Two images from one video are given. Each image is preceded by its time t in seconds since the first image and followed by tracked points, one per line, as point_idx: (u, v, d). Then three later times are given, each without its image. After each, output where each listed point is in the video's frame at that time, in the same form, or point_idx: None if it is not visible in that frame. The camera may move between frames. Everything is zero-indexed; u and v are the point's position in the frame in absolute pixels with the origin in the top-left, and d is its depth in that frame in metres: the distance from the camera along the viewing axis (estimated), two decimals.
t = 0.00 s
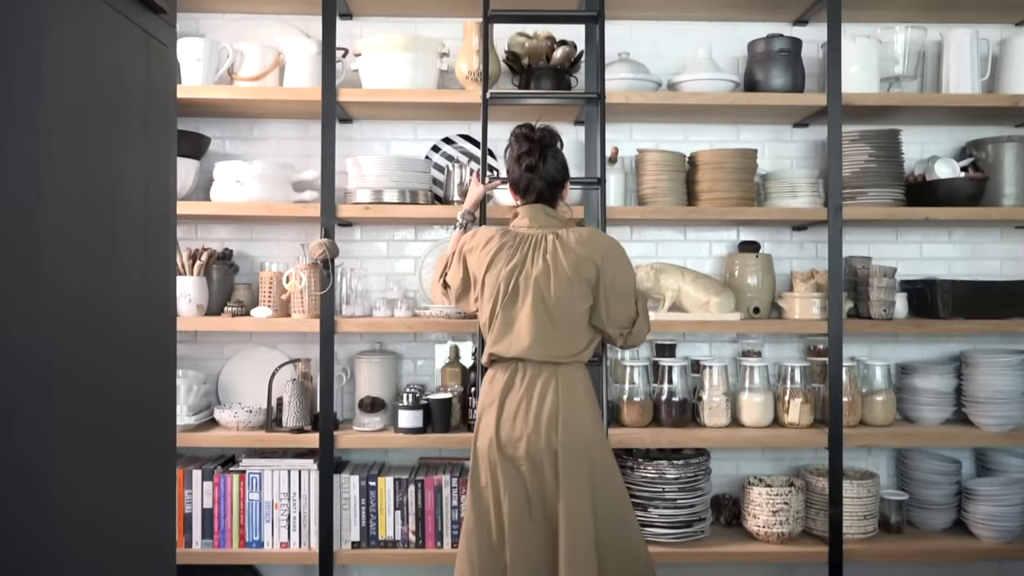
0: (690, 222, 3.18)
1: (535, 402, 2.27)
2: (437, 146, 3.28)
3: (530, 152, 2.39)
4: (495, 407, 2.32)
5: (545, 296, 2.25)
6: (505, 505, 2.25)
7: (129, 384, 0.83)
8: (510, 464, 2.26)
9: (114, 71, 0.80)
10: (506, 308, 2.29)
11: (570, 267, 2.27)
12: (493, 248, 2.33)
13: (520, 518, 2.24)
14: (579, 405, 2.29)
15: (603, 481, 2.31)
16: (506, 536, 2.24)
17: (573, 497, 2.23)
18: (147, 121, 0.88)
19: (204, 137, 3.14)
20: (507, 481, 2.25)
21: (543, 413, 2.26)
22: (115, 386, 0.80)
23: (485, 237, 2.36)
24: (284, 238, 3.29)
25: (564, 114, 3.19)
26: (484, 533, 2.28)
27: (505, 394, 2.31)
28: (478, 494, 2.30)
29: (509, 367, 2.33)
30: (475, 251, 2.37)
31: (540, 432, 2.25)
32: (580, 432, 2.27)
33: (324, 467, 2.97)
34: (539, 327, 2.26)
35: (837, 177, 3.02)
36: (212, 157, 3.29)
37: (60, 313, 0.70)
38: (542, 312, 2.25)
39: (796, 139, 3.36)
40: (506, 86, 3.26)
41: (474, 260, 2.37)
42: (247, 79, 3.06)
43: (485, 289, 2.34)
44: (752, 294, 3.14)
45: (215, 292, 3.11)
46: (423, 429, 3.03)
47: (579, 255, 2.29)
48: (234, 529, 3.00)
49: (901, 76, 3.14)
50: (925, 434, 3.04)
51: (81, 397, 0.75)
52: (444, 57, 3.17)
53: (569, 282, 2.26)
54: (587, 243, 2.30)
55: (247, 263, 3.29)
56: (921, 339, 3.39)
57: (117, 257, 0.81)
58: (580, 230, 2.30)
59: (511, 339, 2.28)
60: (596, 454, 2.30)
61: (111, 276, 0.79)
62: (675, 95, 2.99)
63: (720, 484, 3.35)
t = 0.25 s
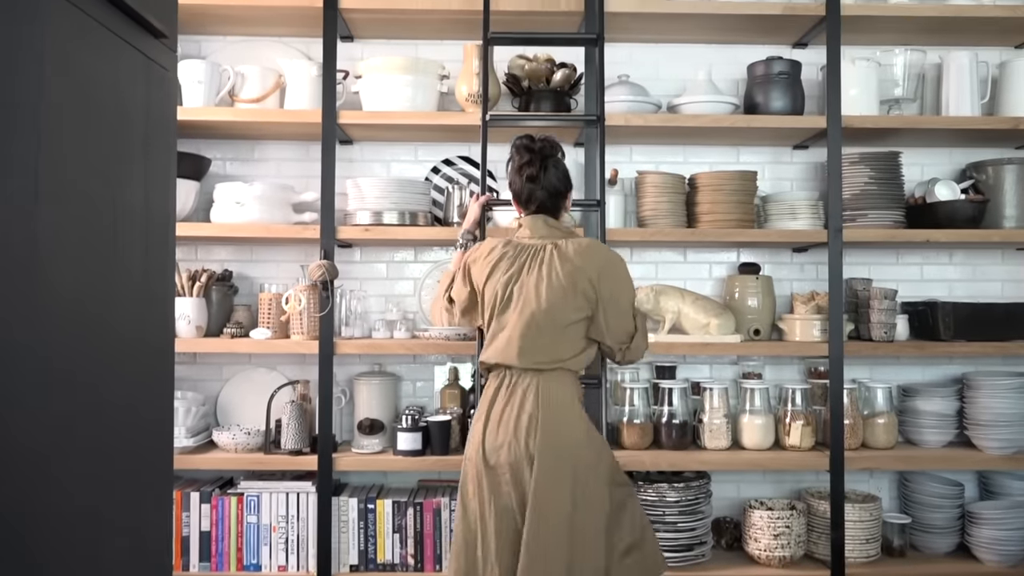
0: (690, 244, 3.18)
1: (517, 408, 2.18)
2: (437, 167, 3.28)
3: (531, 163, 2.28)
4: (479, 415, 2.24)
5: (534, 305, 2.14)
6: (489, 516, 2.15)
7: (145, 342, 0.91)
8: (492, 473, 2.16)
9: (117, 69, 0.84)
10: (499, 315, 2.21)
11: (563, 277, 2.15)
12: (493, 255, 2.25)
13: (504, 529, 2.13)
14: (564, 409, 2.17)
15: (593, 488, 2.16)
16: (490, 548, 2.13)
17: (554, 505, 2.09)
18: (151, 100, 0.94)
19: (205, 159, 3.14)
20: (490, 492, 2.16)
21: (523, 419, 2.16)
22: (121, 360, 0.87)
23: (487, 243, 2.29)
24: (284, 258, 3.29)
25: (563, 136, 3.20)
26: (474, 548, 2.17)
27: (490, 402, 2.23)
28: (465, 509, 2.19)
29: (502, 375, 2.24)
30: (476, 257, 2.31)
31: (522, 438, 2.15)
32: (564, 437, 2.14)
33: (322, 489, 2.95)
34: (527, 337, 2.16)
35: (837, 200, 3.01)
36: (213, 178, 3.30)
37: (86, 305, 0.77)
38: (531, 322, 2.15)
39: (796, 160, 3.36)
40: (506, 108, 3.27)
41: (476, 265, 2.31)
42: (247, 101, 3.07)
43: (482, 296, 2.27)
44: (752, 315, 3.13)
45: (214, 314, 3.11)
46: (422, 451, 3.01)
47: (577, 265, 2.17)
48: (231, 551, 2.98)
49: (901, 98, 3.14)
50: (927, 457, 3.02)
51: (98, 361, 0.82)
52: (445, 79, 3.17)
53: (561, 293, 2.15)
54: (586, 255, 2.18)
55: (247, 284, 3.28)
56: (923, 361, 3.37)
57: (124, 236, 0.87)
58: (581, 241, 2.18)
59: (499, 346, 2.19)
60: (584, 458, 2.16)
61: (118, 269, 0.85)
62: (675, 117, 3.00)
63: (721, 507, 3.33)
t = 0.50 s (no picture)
0: (691, 262, 3.17)
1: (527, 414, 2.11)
2: (437, 185, 3.28)
3: (541, 178, 2.19)
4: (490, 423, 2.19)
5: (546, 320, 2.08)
6: (498, 522, 2.09)
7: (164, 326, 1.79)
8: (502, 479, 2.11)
9: (144, 171, 1.69)
10: (511, 331, 2.14)
11: (575, 292, 2.09)
12: (503, 269, 2.19)
13: (512, 537, 2.06)
14: (574, 415, 2.10)
15: (603, 496, 2.10)
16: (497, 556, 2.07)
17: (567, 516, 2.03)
18: (163, 197, 1.80)
19: (204, 177, 3.14)
20: (500, 498, 2.10)
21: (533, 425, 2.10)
22: (96, 343, 1.44)
23: (497, 257, 2.23)
24: (283, 277, 3.29)
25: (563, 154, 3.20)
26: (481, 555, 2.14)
27: (501, 409, 2.18)
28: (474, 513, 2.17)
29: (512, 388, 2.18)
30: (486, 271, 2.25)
31: (532, 444, 2.08)
32: (575, 443, 2.09)
33: (321, 508, 2.93)
34: (536, 352, 2.10)
35: (838, 218, 3.01)
36: (213, 196, 3.29)
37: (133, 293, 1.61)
38: (543, 338, 2.09)
39: (796, 178, 3.36)
40: (506, 126, 3.27)
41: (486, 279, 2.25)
42: (247, 119, 3.08)
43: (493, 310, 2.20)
44: (753, 333, 3.12)
45: (213, 332, 3.10)
46: (422, 471, 2.99)
47: (587, 279, 2.12)
48: (229, 572, 2.96)
49: (901, 116, 3.15)
50: (930, 476, 3.00)
51: (138, 341, 1.64)
52: (445, 97, 3.18)
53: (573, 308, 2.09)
54: (597, 269, 2.13)
55: (246, 302, 3.28)
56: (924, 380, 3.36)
57: (154, 267, 1.74)
58: (591, 255, 2.13)
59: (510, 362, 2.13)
60: (596, 468, 2.11)
61: (136, 274, 1.63)
62: (675, 136, 3.00)
63: (723, 526, 3.31)
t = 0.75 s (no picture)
0: (692, 278, 3.16)
1: (558, 385, 2.11)
2: (437, 202, 3.27)
3: (549, 145, 2.21)
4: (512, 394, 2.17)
5: (575, 287, 2.10)
6: (528, 492, 2.09)
7: (161, 338, 1.78)
8: (530, 449, 2.11)
9: (141, 187, 1.68)
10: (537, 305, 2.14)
11: (599, 258, 2.13)
12: (517, 244, 2.17)
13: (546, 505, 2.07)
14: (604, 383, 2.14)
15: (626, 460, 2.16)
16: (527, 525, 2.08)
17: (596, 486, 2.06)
18: (159, 214, 1.79)
19: (203, 193, 3.13)
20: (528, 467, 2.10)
21: (564, 395, 2.11)
22: (93, 349, 1.45)
23: (509, 233, 2.20)
24: (282, 293, 3.27)
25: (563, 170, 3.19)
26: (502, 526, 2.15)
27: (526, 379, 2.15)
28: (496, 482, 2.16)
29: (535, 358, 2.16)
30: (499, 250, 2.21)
31: (565, 414, 2.09)
32: (604, 411, 2.12)
33: (321, 527, 2.89)
34: (563, 317, 2.10)
35: (839, 233, 2.99)
36: (212, 213, 3.29)
37: (129, 310, 1.61)
38: (572, 306, 2.10)
39: (797, 193, 3.35)
40: (506, 142, 3.27)
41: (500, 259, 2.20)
42: (247, 135, 3.08)
43: (512, 288, 2.18)
44: (755, 349, 3.10)
45: (212, 349, 3.08)
46: (422, 488, 2.96)
47: (605, 247, 2.15)
48: None
49: (902, 131, 3.14)
50: (934, 493, 2.97)
51: (134, 351, 1.65)
52: (445, 113, 3.17)
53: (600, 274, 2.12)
54: (614, 236, 2.16)
55: (245, 318, 3.26)
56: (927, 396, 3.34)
57: (149, 283, 1.72)
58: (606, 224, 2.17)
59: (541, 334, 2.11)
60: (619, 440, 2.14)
61: (132, 289, 1.62)
62: (675, 151, 2.99)
63: (725, 544, 3.28)
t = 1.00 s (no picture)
0: (693, 294, 3.14)
1: (575, 374, 2.11)
2: (437, 218, 3.26)
3: (548, 126, 2.25)
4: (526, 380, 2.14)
5: (590, 271, 2.12)
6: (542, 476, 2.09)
7: (160, 347, 1.77)
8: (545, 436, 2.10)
9: (138, 205, 1.67)
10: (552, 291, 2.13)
11: (609, 239, 2.14)
12: (522, 232, 2.16)
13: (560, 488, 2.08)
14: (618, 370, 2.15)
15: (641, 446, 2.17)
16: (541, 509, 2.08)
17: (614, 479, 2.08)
18: (158, 230, 1.78)
19: (203, 209, 3.12)
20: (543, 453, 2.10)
21: (580, 381, 2.10)
22: (91, 359, 1.44)
23: (512, 222, 2.18)
24: (282, 309, 3.26)
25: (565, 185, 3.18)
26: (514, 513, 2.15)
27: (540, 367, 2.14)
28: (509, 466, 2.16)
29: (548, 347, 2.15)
30: (503, 239, 2.18)
31: (582, 402, 2.09)
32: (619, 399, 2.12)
33: (320, 546, 2.85)
34: (580, 302, 2.10)
35: (842, 248, 2.97)
36: (212, 229, 3.28)
37: (126, 326, 1.60)
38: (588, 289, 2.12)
39: (799, 208, 3.34)
40: (507, 157, 3.26)
41: (505, 248, 2.18)
42: (247, 151, 3.07)
43: (523, 277, 2.16)
44: (757, 366, 3.08)
45: (211, 365, 3.06)
46: (422, 506, 2.94)
47: (611, 229, 2.16)
48: None
49: (903, 145, 3.13)
50: (940, 510, 2.94)
51: (135, 362, 1.64)
52: (446, 129, 3.16)
53: (611, 255, 2.14)
54: (618, 217, 2.17)
55: (245, 335, 3.25)
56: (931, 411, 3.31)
57: (146, 297, 1.71)
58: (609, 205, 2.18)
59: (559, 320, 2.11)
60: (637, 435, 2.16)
61: (129, 304, 1.61)
62: (676, 166, 2.98)
63: (729, 562, 3.25)
